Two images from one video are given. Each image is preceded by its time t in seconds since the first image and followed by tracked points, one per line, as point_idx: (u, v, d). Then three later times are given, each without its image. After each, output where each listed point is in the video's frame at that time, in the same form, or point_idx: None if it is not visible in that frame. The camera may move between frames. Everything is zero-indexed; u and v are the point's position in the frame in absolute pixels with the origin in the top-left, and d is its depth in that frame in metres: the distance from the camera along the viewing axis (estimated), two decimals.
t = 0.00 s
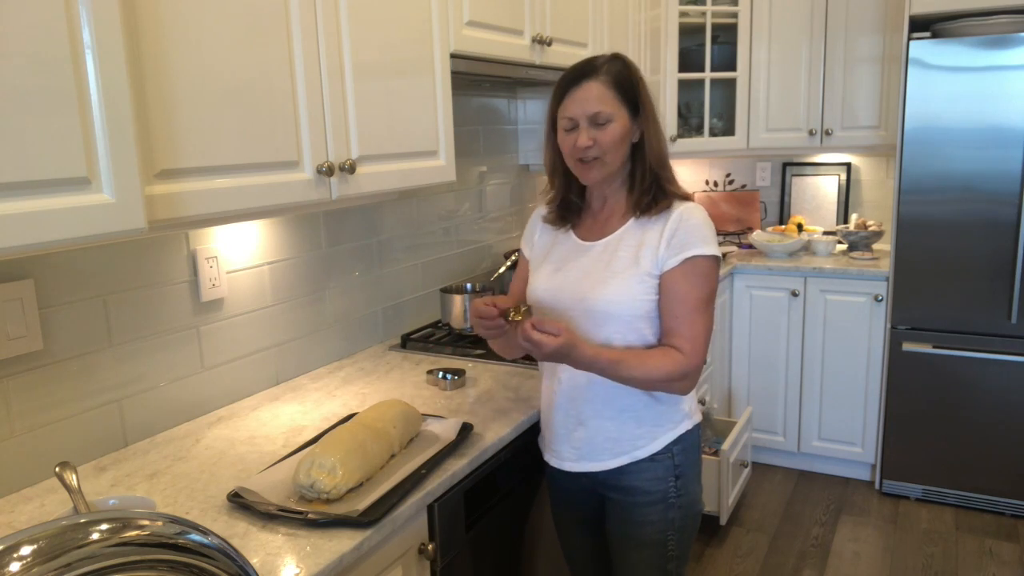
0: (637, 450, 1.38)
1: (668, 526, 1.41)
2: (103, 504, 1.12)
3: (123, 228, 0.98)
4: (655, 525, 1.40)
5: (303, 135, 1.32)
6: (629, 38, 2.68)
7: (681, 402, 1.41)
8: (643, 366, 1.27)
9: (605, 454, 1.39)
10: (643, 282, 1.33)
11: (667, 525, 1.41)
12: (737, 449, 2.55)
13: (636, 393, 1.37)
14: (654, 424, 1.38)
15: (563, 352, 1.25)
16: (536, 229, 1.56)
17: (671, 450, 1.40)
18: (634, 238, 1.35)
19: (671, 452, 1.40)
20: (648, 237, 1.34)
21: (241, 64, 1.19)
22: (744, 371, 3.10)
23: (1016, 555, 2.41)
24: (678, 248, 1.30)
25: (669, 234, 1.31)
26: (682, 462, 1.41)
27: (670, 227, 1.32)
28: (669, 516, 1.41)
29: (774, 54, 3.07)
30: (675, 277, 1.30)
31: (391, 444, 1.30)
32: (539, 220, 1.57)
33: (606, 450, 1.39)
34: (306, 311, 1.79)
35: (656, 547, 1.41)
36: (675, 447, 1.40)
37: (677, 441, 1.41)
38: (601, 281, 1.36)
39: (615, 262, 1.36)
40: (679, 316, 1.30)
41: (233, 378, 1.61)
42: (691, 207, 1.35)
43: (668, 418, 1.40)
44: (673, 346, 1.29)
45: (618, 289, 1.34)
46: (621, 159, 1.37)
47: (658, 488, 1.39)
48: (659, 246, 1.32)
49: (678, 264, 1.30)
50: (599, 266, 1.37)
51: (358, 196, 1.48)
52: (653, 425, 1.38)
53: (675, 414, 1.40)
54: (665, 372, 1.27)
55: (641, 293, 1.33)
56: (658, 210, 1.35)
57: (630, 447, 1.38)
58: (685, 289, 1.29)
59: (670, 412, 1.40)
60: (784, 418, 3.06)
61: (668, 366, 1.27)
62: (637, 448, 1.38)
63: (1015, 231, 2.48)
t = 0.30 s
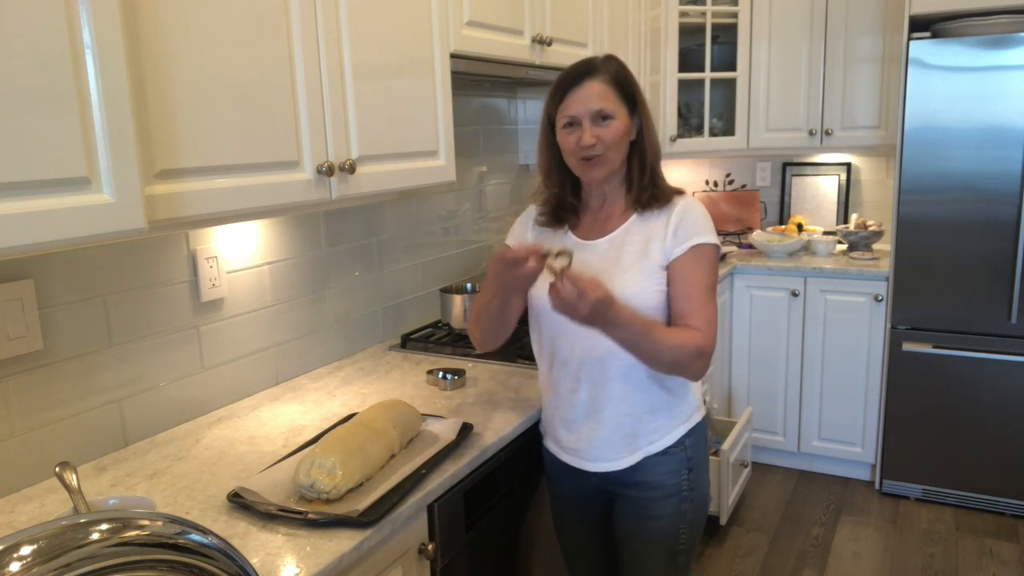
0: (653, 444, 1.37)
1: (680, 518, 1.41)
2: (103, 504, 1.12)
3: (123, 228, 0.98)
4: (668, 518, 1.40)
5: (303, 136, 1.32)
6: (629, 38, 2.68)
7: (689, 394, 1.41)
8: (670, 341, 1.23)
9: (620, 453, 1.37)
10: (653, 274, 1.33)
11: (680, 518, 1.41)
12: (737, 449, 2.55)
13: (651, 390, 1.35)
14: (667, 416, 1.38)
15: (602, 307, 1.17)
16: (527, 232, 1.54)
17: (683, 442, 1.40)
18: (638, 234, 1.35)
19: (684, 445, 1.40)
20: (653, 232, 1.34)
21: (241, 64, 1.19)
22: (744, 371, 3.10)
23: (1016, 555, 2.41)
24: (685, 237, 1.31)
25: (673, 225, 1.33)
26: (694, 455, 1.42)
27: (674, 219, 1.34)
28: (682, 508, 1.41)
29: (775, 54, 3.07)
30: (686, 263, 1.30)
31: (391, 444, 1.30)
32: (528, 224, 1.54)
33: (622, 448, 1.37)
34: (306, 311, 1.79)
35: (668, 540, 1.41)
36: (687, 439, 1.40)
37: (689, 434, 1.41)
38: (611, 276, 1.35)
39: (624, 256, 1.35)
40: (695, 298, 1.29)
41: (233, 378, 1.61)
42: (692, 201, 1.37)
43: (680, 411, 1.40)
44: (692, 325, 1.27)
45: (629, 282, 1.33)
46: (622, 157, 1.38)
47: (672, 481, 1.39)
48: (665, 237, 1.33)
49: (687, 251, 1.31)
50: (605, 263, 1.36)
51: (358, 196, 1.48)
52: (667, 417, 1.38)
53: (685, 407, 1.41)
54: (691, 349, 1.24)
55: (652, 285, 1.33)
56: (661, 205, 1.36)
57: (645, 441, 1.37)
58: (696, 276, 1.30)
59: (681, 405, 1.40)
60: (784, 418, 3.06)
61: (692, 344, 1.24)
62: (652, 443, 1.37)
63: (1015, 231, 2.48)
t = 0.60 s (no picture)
0: (672, 436, 1.37)
1: (695, 510, 1.40)
2: (103, 504, 1.12)
3: (123, 229, 0.98)
4: (684, 509, 1.39)
5: (303, 136, 1.32)
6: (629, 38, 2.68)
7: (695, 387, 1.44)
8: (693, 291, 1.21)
9: (644, 447, 1.35)
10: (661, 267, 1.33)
11: (693, 509, 1.40)
12: (737, 449, 2.55)
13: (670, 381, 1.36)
14: (682, 408, 1.39)
15: (637, 249, 1.10)
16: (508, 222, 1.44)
17: (695, 432, 1.42)
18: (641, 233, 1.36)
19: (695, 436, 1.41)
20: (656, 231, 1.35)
21: (240, 64, 1.19)
22: (744, 371, 3.10)
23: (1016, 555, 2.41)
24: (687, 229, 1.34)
25: (674, 222, 1.35)
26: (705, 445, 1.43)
27: (674, 219, 1.36)
28: (695, 499, 1.40)
29: (775, 54, 3.07)
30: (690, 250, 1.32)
31: (391, 444, 1.30)
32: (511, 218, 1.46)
33: (646, 442, 1.35)
34: (306, 311, 1.79)
35: (683, 532, 1.40)
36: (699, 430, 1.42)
37: (700, 424, 1.43)
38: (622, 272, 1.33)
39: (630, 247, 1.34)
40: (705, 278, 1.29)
41: (233, 378, 1.61)
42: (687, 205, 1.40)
43: (691, 403, 1.41)
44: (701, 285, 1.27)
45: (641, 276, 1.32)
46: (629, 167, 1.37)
47: (687, 471, 1.39)
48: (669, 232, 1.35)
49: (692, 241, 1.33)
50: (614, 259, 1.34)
51: (358, 196, 1.48)
52: (682, 409, 1.39)
53: (694, 399, 1.42)
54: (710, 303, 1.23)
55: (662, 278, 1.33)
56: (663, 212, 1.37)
57: (665, 434, 1.37)
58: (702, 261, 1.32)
59: (691, 397, 1.42)
60: (784, 418, 3.06)
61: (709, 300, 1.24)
62: (672, 436, 1.37)
63: (1015, 231, 2.48)
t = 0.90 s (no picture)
0: (676, 434, 1.38)
1: (694, 510, 1.40)
2: (103, 504, 1.12)
3: (123, 229, 0.98)
4: (684, 509, 1.38)
5: (302, 137, 1.32)
6: (629, 38, 2.68)
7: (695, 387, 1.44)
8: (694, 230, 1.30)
9: (647, 444, 1.35)
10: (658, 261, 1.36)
11: (694, 509, 1.40)
12: (737, 449, 2.55)
13: (673, 378, 1.37)
14: (684, 405, 1.40)
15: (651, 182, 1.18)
16: (508, 248, 1.38)
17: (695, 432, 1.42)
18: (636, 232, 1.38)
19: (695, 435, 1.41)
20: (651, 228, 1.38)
21: (240, 64, 1.19)
22: (744, 371, 3.10)
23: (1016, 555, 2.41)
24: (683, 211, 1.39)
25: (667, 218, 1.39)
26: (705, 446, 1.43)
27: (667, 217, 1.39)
28: (696, 500, 1.40)
29: (775, 55, 3.07)
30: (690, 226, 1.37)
31: (391, 444, 1.30)
32: (508, 236, 1.40)
33: (652, 438, 1.35)
34: (306, 311, 1.79)
35: (684, 532, 1.39)
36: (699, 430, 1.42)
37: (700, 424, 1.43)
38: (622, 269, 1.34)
39: (629, 239, 1.36)
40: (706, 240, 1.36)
41: (233, 378, 1.61)
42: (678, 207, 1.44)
43: (692, 401, 1.42)
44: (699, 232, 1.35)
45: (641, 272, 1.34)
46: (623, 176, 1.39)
47: (687, 471, 1.38)
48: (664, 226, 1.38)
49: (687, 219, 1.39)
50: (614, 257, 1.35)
51: (358, 196, 1.48)
52: (684, 406, 1.40)
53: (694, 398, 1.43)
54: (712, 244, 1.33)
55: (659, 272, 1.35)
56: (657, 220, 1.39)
57: (669, 430, 1.37)
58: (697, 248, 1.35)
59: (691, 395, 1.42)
60: (784, 418, 3.06)
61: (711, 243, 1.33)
62: (675, 432, 1.38)
63: (1015, 231, 2.48)
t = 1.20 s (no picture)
0: (676, 438, 1.37)
1: (694, 512, 1.40)
2: (104, 504, 1.12)
3: (123, 229, 0.98)
4: (684, 512, 1.38)
5: (302, 137, 1.32)
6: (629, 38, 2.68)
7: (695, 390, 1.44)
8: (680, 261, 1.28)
9: (647, 448, 1.35)
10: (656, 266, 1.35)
11: (694, 512, 1.40)
12: (737, 449, 2.55)
13: (673, 382, 1.36)
14: (684, 409, 1.39)
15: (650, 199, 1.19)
16: (506, 244, 1.39)
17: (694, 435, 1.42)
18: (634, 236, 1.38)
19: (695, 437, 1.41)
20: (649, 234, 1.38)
21: (240, 64, 1.19)
22: (744, 371, 3.10)
23: (1016, 555, 2.41)
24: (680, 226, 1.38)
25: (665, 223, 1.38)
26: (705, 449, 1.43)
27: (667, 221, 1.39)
28: (696, 502, 1.40)
29: (775, 54, 3.07)
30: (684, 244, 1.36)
31: (391, 444, 1.30)
32: (507, 234, 1.41)
33: (651, 442, 1.35)
34: (306, 311, 1.79)
35: (684, 536, 1.39)
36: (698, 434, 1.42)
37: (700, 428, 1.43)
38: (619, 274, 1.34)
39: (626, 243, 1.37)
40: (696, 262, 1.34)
41: (233, 378, 1.61)
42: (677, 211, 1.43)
43: (692, 405, 1.42)
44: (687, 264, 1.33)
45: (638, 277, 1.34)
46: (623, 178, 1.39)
47: (687, 474, 1.38)
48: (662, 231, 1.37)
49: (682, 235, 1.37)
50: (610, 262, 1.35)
51: (358, 196, 1.48)
52: (684, 411, 1.39)
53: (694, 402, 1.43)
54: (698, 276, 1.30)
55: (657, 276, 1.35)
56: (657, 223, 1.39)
57: (669, 435, 1.37)
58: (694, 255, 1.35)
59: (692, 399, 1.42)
60: (784, 418, 3.06)
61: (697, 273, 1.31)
62: (675, 436, 1.37)
63: (1015, 231, 2.48)
